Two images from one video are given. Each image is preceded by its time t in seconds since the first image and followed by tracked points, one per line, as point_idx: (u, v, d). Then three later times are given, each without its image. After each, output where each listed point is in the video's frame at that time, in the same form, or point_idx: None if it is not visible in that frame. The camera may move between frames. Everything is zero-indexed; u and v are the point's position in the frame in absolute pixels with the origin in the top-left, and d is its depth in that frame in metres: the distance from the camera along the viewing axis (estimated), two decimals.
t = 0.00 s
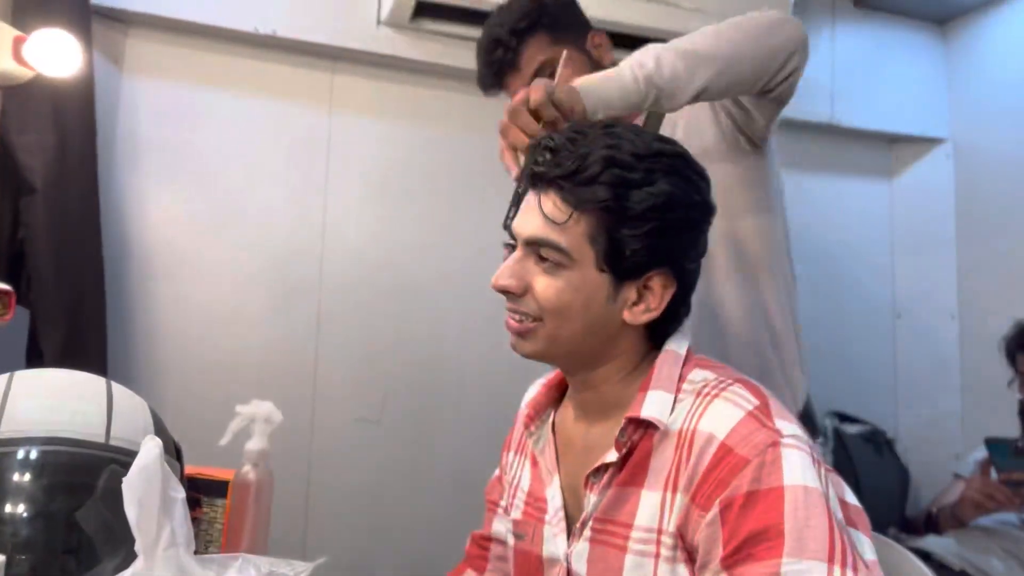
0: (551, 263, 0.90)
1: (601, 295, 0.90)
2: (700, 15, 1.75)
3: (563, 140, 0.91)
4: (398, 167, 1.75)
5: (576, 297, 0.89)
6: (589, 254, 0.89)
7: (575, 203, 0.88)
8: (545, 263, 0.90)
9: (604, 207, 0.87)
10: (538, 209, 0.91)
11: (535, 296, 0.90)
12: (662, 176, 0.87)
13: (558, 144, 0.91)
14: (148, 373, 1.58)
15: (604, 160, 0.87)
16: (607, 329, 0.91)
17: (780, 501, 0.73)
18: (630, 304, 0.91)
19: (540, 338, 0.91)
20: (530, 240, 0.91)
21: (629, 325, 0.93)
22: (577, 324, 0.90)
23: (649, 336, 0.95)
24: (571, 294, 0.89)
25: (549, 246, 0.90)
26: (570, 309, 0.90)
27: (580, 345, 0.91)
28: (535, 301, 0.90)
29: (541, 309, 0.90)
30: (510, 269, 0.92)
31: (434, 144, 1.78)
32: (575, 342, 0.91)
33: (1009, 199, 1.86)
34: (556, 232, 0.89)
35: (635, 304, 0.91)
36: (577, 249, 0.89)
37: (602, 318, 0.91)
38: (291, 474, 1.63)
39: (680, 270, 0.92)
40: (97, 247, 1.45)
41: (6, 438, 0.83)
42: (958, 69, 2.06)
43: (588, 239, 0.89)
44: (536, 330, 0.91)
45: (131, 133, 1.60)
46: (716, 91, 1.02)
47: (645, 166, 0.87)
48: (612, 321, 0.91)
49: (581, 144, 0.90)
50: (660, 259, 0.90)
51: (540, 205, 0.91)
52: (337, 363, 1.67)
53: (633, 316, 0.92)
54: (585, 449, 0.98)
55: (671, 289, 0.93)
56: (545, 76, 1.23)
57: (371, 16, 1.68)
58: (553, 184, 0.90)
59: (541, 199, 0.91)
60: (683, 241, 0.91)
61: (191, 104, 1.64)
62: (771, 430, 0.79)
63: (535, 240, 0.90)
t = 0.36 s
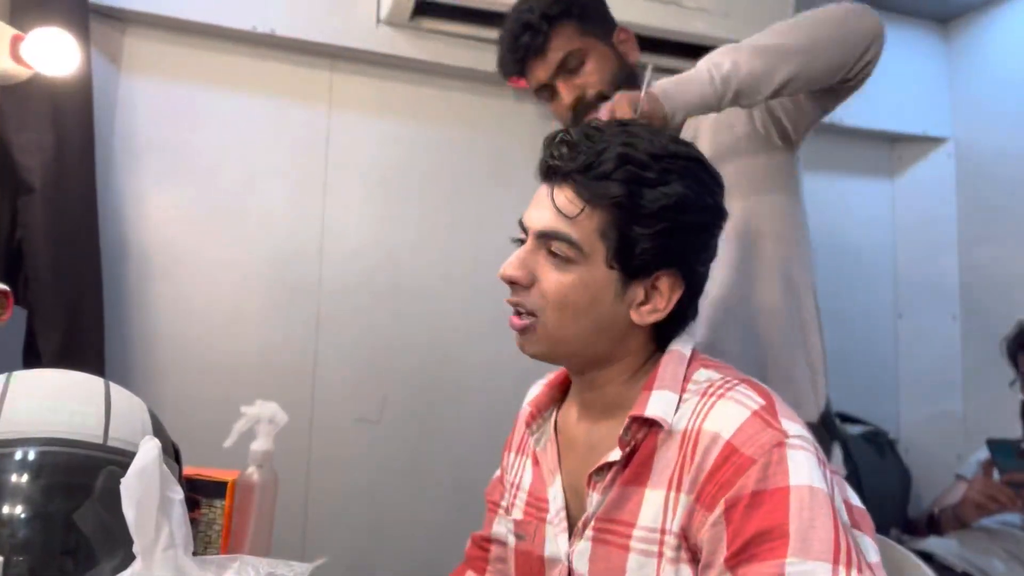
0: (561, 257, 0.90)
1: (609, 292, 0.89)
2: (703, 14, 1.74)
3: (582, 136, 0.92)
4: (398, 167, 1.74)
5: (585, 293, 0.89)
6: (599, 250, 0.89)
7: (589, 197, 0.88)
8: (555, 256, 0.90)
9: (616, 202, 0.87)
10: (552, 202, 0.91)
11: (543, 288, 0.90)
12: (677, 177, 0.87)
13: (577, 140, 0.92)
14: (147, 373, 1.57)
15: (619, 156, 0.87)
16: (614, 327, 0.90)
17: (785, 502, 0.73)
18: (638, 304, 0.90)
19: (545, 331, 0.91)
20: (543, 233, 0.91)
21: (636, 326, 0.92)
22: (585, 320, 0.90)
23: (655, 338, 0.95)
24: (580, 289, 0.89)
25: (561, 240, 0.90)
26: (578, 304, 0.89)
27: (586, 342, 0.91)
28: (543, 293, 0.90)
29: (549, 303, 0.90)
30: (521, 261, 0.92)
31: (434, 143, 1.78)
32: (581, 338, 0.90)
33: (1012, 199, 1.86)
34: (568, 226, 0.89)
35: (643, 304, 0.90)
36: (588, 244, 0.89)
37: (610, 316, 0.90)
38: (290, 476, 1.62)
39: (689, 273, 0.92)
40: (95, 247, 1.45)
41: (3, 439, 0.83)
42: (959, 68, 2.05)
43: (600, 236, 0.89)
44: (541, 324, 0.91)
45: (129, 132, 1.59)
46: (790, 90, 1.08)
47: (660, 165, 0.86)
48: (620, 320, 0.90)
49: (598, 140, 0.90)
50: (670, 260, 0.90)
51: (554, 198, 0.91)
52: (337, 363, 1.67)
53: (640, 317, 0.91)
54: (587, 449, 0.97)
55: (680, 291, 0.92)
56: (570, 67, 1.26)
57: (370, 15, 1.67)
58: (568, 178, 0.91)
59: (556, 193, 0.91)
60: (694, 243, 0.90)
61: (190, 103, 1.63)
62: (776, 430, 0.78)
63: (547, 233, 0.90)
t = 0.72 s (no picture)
0: (549, 270, 0.89)
1: (601, 301, 0.89)
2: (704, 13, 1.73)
3: (560, 147, 0.91)
4: (398, 166, 1.74)
5: (576, 304, 0.88)
6: (588, 259, 0.88)
7: (574, 209, 0.87)
8: (542, 269, 0.89)
9: (604, 212, 0.86)
10: (535, 215, 0.90)
11: (534, 304, 0.89)
12: (659, 179, 0.87)
13: (556, 151, 0.91)
14: (146, 373, 1.56)
15: (602, 166, 0.87)
16: (608, 334, 0.90)
17: (784, 504, 0.72)
18: (632, 309, 0.90)
19: (540, 345, 0.90)
20: (528, 247, 0.90)
21: (630, 330, 0.91)
22: (579, 331, 0.89)
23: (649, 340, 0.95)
24: (572, 301, 0.88)
25: (548, 253, 0.89)
26: (571, 316, 0.88)
27: (581, 352, 0.90)
28: (534, 309, 0.89)
29: (539, 316, 0.89)
30: (507, 275, 0.91)
31: (434, 143, 1.77)
32: (575, 348, 0.90)
33: (1015, 198, 1.85)
34: (555, 239, 0.88)
35: (637, 309, 0.90)
36: (577, 255, 0.88)
37: (604, 325, 0.89)
38: (289, 476, 1.61)
39: (682, 274, 0.92)
40: (93, 246, 1.44)
41: None
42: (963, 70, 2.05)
43: (587, 246, 0.88)
44: (535, 339, 0.90)
45: (127, 132, 1.59)
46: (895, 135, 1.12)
47: (642, 169, 0.87)
48: (615, 327, 0.90)
49: (577, 149, 0.90)
50: (662, 264, 0.90)
51: (537, 211, 0.90)
52: (336, 363, 1.66)
53: (635, 322, 0.90)
54: (586, 449, 0.97)
55: (674, 292, 0.91)
56: (622, 37, 1.25)
57: (369, 14, 1.67)
58: (550, 190, 0.90)
59: (538, 205, 0.90)
60: (685, 245, 0.91)
61: (189, 102, 1.63)
62: (774, 430, 0.77)
63: (533, 246, 0.89)
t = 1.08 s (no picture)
0: (543, 273, 0.88)
1: (596, 304, 0.88)
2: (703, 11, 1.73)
3: (551, 151, 0.90)
4: (398, 166, 1.73)
5: (571, 308, 0.88)
6: (582, 262, 0.87)
7: (565, 214, 0.87)
8: (537, 272, 0.89)
9: (595, 216, 0.85)
10: (528, 218, 0.90)
11: (530, 309, 0.89)
12: (651, 181, 0.86)
13: (547, 155, 0.90)
14: (144, 374, 1.56)
15: (593, 168, 0.86)
16: (604, 337, 0.89)
17: (786, 505, 0.72)
18: (629, 311, 0.89)
19: (538, 350, 0.90)
20: (522, 250, 0.89)
21: (627, 332, 0.91)
22: (575, 335, 0.88)
23: (649, 342, 0.94)
24: (567, 305, 0.88)
25: (542, 257, 0.88)
26: (566, 320, 0.88)
27: (577, 356, 0.90)
28: (529, 313, 0.89)
29: (534, 320, 0.88)
30: (503, 278, 0.91)
31: (434, 143, 1.76)
32: (570, 353, 0.89)
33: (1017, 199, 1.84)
34: (549, 243, 0.87)
35: (633, 312, 0.89)
36: (570, 259, 0.87)
37: (599, 328, 0.89)
38: (289, 476, 1.61)
39: (678, 274, 0.91)
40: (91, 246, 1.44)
41: None
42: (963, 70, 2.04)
43: (581, 249, 0.87)
44: (532, 344, 0.90)
45: (125, 131, 1.58)
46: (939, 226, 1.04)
47: (634, 172, 0.86)
48: (611, 329, 0.89)
49: (569, 152, 0.89)
50: (657, 265, 0.89)
51: (530, 214, 0.90)
52: (336, 363, 1.65)
53: (631, 324, 0.89)
54: (586, 450, 0.96)
55: (670, 294, 0.91)
56: None
57: (369, 13, 1.66)
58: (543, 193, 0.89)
59: (531, 209, 0.90)
60: (681, 244, 0.90)
61: (186, 102, 1.62)
62: (775, 432, 0.77)
63: (527, 250, 0.89)
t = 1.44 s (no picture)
0: (523, 288, 0.87)
1: (584, 300, 0.88)
2: (704, 10, 1.72)
3: (492, 173, 0.89)
4: (397, 165, 1.72)
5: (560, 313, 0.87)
6: (558, 264, 0.87)
7: (524, 228, 0.86)
8: (517, 289, 0.88)
9: (556, 219, 0.85)
10: (491, 243, 0.89)
11: (523, 327, 0.88)
12: (597, 166, 0.86)
13: (488, 181, 0.89)
14: (143, 374, 1.55)
15: (539, 175, 0.86)
16: (597, 331, 0.89)
17: (790, 508, 0.72)
18: (615, 298, 0.89)
19: (542, 364, 0.89)
20: (496, 272, 0.89)
21: (619, 319, 0.91)
22: (570, 338, 0.88)
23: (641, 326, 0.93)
24: (556, 311, 0.87)
25: (517, 272, 0.87)
26: (560, 325, 0.87)
27: (577, 357, 0.89)
28: (524, 330, 0.88)
29: (529, 334, 0.87)
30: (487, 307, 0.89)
31: (434, 142, 1.76)
32: (570, 356, 0.89)
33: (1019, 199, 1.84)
34: (521, 258, 0.87)
35: (619, 298, 0.89)
36: (546, 265, 0.87)
37: (591, 323, 0.88)
38: (288, 477, 1.60)
39: (653, 248, 0.91)
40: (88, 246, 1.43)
41: None
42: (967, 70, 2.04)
43: (551, 253, 0.86)
44: (535, 358, 0.89)
45: (123, 130, 1.58)
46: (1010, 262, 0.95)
47: (575, 168, 0.86)
48: (605, 320, 0.89)
49: (510, 170, 0.88)
50: (631, 244, 0.89)
51: (491, 239, 0.89)
52: (335, 364, 1.65)
53: (621, 310, 0.90)
54: (588, 451, 0.96)
55: (650, 269, 0.91)
56: None
57: (368, 12, 1.65)
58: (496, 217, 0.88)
59: (490, 234, 0.89)
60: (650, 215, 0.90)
61: (183, 101, 1.61)
62: (778, 433, 0.77)
63: (502, 269, 0.88)
